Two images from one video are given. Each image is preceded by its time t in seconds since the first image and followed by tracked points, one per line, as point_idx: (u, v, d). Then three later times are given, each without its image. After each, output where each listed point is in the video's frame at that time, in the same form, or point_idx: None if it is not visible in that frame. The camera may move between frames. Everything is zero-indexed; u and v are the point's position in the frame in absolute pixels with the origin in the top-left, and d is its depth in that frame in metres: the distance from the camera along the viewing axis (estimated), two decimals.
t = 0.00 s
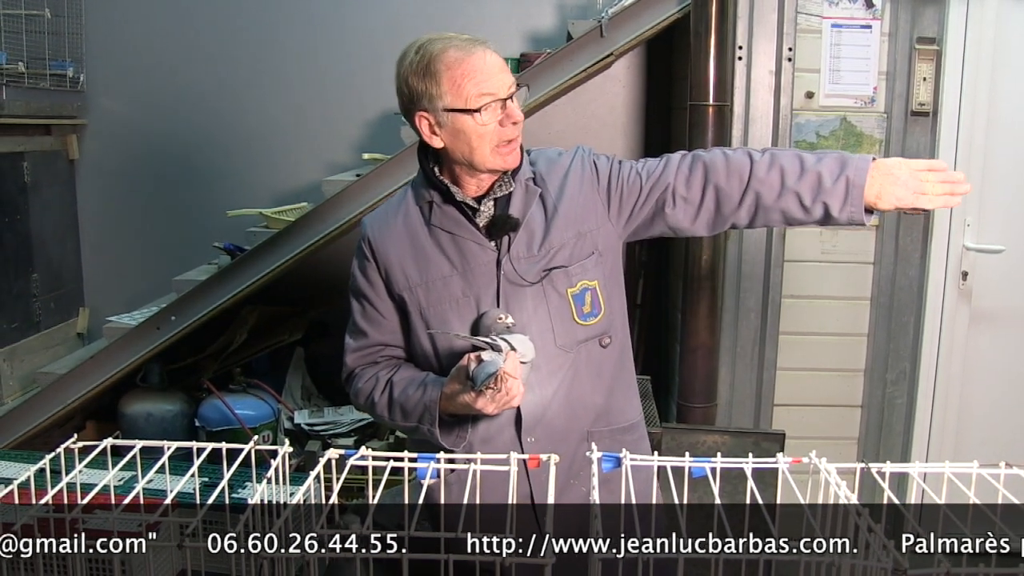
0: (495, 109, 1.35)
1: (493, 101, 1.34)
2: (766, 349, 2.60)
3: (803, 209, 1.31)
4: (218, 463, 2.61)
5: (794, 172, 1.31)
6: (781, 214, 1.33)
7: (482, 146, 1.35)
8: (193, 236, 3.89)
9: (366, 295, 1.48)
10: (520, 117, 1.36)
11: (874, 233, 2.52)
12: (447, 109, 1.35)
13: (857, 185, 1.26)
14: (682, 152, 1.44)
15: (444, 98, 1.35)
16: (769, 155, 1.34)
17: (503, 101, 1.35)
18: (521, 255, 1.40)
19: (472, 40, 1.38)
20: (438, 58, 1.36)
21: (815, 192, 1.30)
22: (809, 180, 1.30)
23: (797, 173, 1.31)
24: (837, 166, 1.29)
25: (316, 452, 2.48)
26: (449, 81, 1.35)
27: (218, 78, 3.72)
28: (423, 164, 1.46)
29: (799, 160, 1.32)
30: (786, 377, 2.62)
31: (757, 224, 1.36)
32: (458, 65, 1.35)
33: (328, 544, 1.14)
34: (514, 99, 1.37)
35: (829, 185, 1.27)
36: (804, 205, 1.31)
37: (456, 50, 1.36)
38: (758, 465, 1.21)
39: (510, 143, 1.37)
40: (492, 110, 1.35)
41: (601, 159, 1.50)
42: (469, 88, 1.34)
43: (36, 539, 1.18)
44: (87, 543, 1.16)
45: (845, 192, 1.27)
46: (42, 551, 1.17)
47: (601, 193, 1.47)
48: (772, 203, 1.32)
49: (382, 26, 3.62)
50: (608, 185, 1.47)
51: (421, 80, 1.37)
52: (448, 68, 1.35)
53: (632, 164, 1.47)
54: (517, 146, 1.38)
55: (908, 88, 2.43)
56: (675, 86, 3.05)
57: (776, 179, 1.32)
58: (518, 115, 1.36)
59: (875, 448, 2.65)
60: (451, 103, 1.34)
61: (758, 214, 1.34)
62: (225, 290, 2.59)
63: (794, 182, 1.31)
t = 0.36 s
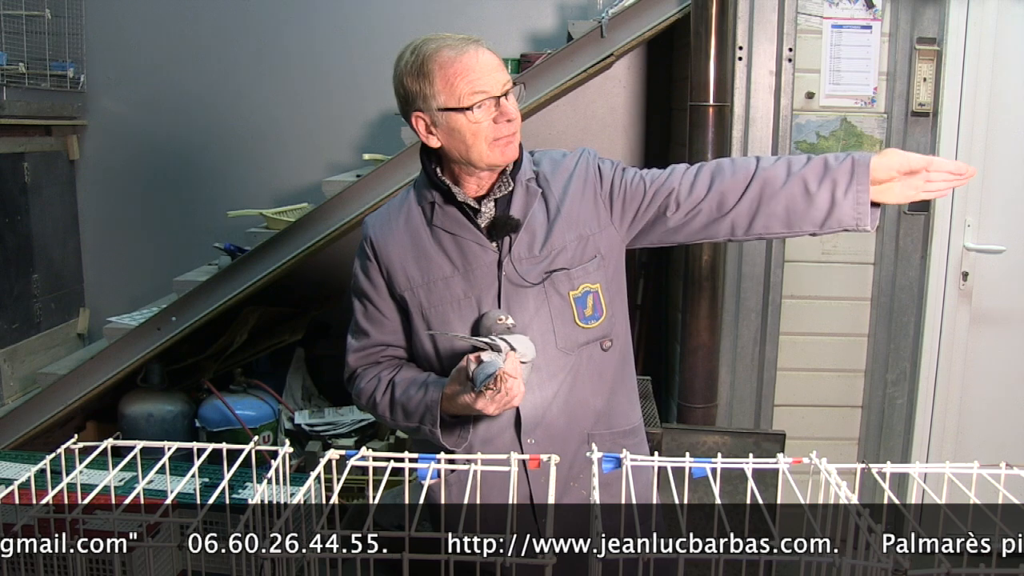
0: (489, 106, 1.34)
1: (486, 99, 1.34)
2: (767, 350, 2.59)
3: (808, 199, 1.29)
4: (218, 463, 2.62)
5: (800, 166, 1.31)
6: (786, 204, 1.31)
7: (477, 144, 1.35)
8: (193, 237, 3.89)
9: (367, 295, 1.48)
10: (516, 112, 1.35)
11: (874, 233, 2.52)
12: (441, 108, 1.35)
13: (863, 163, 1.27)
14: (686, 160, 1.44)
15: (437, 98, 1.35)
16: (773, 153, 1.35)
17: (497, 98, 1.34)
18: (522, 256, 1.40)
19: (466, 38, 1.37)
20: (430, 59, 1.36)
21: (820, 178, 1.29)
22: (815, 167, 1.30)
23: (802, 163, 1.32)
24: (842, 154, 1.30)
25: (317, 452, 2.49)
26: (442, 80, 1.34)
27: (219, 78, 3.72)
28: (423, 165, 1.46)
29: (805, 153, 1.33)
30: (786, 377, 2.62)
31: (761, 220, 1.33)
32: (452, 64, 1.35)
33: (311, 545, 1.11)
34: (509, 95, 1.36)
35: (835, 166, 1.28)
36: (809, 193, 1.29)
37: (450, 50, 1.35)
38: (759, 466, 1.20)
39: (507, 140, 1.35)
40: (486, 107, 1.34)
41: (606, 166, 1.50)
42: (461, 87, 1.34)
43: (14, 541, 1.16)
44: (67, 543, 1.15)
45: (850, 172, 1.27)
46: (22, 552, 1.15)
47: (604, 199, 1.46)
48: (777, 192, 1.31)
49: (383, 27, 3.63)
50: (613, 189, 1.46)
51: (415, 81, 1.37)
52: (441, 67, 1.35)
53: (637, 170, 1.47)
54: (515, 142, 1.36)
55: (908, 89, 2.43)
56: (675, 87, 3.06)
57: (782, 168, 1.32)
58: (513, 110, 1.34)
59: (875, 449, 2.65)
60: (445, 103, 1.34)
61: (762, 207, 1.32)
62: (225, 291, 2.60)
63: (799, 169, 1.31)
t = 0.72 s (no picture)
0: (491, 107, 1.34)
1: (490, 99, 1.34)
2: (768, 350, 2.59)
3: (809, 203, 1.30)
4: (220, 463, 2.62)
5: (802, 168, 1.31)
6: (787, 208, 1.31)
7: (478, 145, 1.35)
8: (195, 237, 3.89)
9: (369, 295, 1.48)
10: (518, 114, 1.35)
11: (875, 233, 2.52)
12: (444, 108, 1.35)
13: (863, 172, 1.26)
14: (687, 158, 1.44)
15: (440, 97, 1.35)
16: (774, 153, 1.34)
17: (500, 99, 1.34)
18: (523, 257, 1.40)
19: (470, 38, 1.37)
20: (434, 58, 1.36)
21: (821, 183, 1.28)
22: (815, 172, 1.29)
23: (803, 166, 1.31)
24: (842, 158, 1.29)
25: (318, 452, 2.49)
26: (445, 80, 1.35)
27: (220, 79, 3.72)
28: (425, 165, 1.46)
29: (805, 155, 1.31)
30: (787, 377, 2.62)
31: (764, 221, 1.34)
32: (455, 64, 1.35)
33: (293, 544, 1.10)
34: (512, 96, 1.36)
35: (836, 173, 1.27)
36: (810, 198, 1.29)
37: (453, 49, 1.35)
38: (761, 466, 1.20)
39: (509, 141, 1.36)
40: (488, 108, 1.34)
41: (606, 163, 1.50)
42: (464, 87, 1.34)
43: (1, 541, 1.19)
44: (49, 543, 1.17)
45: (851, 180, 1.27)
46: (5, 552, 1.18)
47: (605, 197, 1.47)
48: (778, 196, 1.31)
49: (384, 27, 3.63)
50: (614, 188, 1.46)
51: (418, 80, 1.37)
52: (444, 67, 1.35)
53: (637, 168, 1.47)
54: (516, 143, 1.36)
55: (909, 89, 2.43)
56: (676, 87, 3.06)
57: (782, 173, 1.31)
58: (515, 112, 1.34)
59: (877, 449, 2.64)
60: (448, 102, 1.34)
61: (764, 209, 1.33)
62: (226, 291, 2.60)
63: (800, 173, 1.30)
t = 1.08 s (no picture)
0: (492, 107, 1.34)
1: (490, 99, 1.34)
2: (769, 350, 2.59)
3: (810, 212, 1.30)
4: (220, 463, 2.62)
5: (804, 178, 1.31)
6: (787, 217, 1.32)
7: (478, 144, 1.35)
8: (195, 238, 3.89)
9: (369, 296, 1.48)
10: (518, 115, 1.35)
11: (876, 233, 2.52)
12: (444, 107, 1.35)
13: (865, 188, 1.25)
14: (687, 156, 1.44)
15: (441, 95, 1.35)
16: (776, 159, 1.34)
17: (500, 99, 1.34)
18: (524, 258, 1.40)
19: (473, 37, 1.37)
20: (436, 56, 1.36)
21: (822, 196, 1.29)
22: (816, 185, 1.29)
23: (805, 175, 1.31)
24: (844, 170, 1.29)
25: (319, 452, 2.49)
26: (446, 79, 1.35)
27: (221, 79, 3.72)
28: (426, 164, 1.46)
29: (806, 164, 1.31)
30: (788, 377, 2.62)
31: (765, 227, 1.36)
32: (457, 63, 1.35)
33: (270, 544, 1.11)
34: (513, 97, 1.36)
35: (837, 188, 1.27)
36: (811, 208, 1.30)
37: (456, 48, 1.36)
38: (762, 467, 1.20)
39: (508, 142, 1.36)
40: (488, 107, 1.34)
41: (606, 162, 1.50)
42: (465, 85, 1.34)
43: None
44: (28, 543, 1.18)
45: (853, 195, 1.27)
46: None
47: (606, 195, 1.47)
48: (779, 205, 1.32)
49: (384, 27, 3.63)
50: (614, 187, 1.46)
51: (420, 77, 1.38)
52: (446, 65, 1.35)
53: (638, 167, 1.47)
54: (515, 144, 1.36)
55: (910, 89, 2.43)
56: (677, 87, 3.06)
57: (783, 182, 1.31)
58: (515, 113, 1.34)
59: (877, 449, 2.64)
60: (448, 101, 1.34)
61: (764, 216, 1.34)
62: (227, 292, 2.59)
63: (801, 185, 1.30)
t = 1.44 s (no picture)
0: (492, 107, 1.34)
1: (491, 99, 1.34)
2: (769, 350, 2.59)
3: (807, 221, 1.30)
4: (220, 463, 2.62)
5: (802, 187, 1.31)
6: (784, 225, 1.32)
7: (477, 145, 1.35)
8: (196, 238, 3.89)
9: (370, 296, 1.48)
10: (517, 116, 1.35)
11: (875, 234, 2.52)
12: (444, 107, 1.35)
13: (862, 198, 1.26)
14: (688, 159, 1.44)
15: (441, 95, 1.35)
16: (775, 166, 1.34)
17: (501, 99, 1.34)
18: (525, 258, 1.40)
19: (475, 37, 1.37)
20: (439, 55, 1.36)
21: (819, 206, 1.29)
22: (814, 194, 1.29)
23: (804, 183, 1.31)
24: (843, 178, 1.28)
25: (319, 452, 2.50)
26: (447, 78, 1.35)
27: (220, 79, 3.72)
28: (427, 165, 1.46)
29: (805, 172, 1.32)
30: (788, 378, 2.62)
31: (762, 234, 1.36)
32: (458, 63, 1.35)
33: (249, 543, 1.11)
34: (514, 98, 1.36)
35: (835, 197, 1.27)
36: (808, 217, 1.30)
37: (457, 48, 1.36)
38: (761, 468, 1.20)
39: (508, 143, 1.36)
40: (487, 108, 1.34)
41: (607, 164, 1.50)
42: (465, 85, 1.33)
43: None
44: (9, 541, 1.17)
45: (850, 205, 1.26)
46: None
47: (606, 197, 1.47)
48: (777, 213, 1.32)
49: (384, 27, 3.63)
50: (614, 190, 1.47)
51: (421, 77, 1.38)
52: (447, 65, 1.35)
53: (639, 169, 1.47)
54: (515, 145, 1.36)
55: (910, 90, 2.43)
56: (677, 87, 3.06)
57: (781, 190, 1.32)
58: (515, 113, 1.34)
59: (877, 449, 2.65)
60: (448, 101, 1.34)
61: (762, 223, 1.34)
62: (227, 292, 2.59)
63: (799, 194, 1.30)
